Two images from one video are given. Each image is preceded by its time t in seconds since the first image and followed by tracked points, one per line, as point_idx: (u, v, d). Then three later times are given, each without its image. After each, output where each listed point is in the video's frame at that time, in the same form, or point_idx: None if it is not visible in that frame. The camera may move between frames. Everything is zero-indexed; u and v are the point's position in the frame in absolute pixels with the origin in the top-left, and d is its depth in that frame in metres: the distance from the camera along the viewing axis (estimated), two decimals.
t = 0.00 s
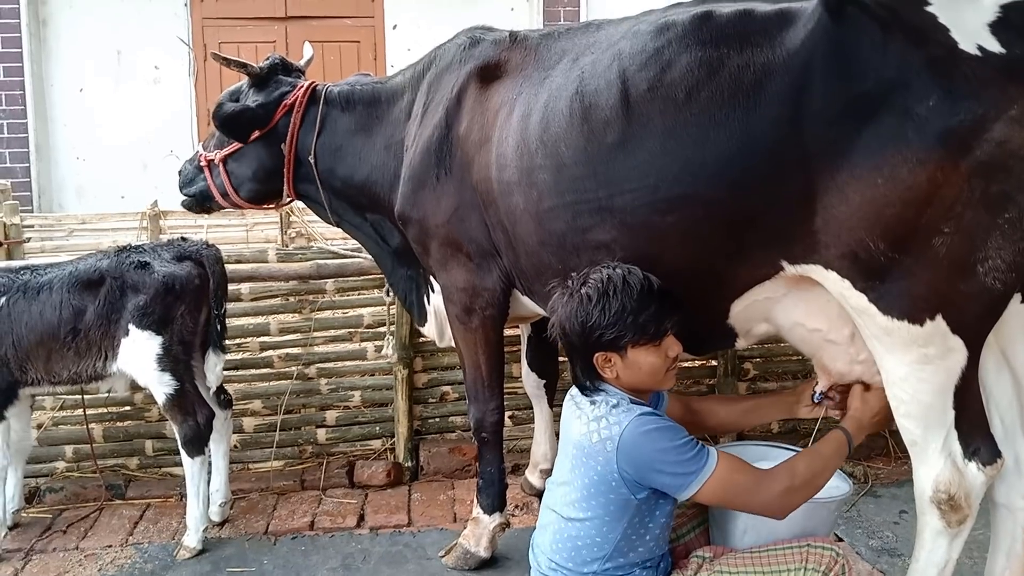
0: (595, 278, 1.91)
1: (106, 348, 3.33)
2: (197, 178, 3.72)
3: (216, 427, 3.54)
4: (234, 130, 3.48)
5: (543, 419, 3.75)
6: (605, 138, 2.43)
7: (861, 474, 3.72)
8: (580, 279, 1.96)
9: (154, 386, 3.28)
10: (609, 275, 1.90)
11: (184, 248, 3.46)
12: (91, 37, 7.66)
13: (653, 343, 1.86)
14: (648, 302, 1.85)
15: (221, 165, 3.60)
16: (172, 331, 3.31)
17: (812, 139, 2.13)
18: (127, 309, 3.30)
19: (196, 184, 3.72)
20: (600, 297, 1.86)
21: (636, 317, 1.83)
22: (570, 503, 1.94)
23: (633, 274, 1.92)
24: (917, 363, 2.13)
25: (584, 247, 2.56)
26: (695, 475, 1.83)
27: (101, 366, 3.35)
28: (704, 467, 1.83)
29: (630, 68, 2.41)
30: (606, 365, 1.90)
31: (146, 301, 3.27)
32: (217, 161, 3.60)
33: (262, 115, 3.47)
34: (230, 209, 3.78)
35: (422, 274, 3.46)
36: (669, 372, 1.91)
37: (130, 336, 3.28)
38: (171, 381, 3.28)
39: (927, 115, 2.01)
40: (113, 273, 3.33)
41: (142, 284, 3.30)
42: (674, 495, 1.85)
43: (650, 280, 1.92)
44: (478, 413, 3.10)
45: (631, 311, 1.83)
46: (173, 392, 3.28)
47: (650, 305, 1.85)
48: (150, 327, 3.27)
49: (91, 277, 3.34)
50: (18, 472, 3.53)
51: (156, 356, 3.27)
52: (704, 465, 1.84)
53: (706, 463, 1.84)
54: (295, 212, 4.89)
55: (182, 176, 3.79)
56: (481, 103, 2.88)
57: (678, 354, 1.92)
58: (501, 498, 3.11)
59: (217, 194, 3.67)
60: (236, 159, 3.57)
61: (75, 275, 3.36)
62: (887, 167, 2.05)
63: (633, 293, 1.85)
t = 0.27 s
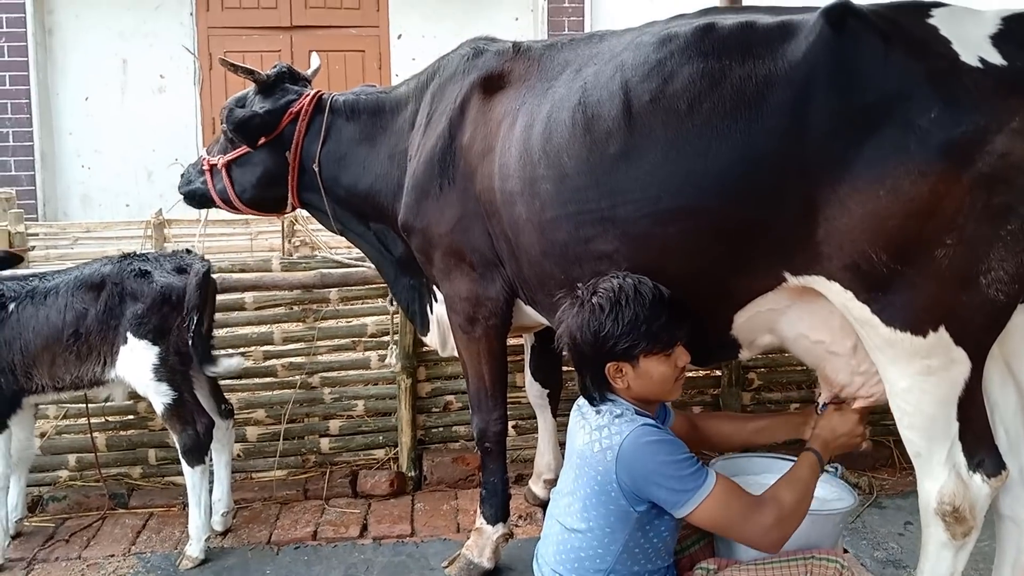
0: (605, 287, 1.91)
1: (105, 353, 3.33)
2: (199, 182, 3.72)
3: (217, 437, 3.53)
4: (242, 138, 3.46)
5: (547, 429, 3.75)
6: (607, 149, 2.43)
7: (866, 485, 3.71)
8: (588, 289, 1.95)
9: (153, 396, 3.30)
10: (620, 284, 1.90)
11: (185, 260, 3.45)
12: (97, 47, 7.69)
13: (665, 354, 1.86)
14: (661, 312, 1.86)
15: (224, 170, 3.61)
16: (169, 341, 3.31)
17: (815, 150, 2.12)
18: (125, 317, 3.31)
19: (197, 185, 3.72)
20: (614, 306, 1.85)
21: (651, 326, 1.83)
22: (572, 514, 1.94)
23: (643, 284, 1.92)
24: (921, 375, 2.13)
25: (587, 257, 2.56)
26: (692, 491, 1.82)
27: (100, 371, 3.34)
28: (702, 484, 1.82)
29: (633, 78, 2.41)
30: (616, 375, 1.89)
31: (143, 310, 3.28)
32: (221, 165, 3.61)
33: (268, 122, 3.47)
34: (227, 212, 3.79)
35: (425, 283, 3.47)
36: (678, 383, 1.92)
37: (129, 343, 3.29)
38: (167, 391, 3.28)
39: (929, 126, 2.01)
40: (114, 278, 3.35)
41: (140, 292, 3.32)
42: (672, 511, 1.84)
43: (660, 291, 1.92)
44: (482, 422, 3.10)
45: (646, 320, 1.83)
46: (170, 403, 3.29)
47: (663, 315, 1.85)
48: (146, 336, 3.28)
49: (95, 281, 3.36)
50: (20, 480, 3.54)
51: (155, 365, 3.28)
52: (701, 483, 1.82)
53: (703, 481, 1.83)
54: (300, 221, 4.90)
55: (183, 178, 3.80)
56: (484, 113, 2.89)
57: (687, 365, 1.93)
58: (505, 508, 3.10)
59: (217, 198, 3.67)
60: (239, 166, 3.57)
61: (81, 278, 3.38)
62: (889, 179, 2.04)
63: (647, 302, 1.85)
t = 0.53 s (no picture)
0: (618, 294, 1.92)
1: (118, 359, 3.35)
2: (206, 189, 3.73)
3: (226, 442, 3.54)
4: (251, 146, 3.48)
5: (552, 437, 3.74)
6: (612, 157, 2.44)
7: (871, 494, 3.70)
8: (599, 297, 1.95)
9: (165, 402, 3.30)
10: (635, 291, 1.92)
11: (198, 266, 3.47)
12: (105, 54, 7.73)
13: (680, 359, 1.89)
14: (676, 318, 1.89)
15: (231, 178, 3.63)
16: (184, 346, 3.33)
17: (819, 159, 2.13)
18: (139, 322, 3.32)
19: (204, 193, 3.74)
20: (633, 311, 1.86)
21: (670, 331, 1.85)
22: (576, 522, 1.94)
23: (654, 292, 1.95)
24: (926, 384, 2.13)
25: (591, 265, 2.56)
26: (692, 500, 1.81)
27: (113, 377, 3.37)
28: (702, 493, 1.81)
29: (638, 87, 2.42)
30: (633, 382, 1.89)
31: (157, 316, 3.29)
32: (228, 173, 3.63)
33: (274, 130, 3.49)
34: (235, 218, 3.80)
35: (431, 290, 3.48)
36: (688, 390, 1.95)
37: (142, 349, 3.30)
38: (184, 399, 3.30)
39: (934, 135, 2.01)
40: (127, 285, 3.37)
41: (155, 298, 3.32)
42: (673, 520, 1.83)
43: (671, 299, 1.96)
44: (487, 430, 3.10)
45: (665, 325, 1.85)
46: (183, 408, 3.30)
47: (679, 321, 1.89)
48: (161, 341, 3.29)
49: (107, 287, 3.37)
50: (26, 486, 3.53)
51: (168, 371, 3.29)
52: (700, 493, 1.81)
53: (703, 490, 1.82)
54: (306, 228, 4.92)
55: (189, 184, 3.80)
56: (489, 121, 2.90)
57: (695, 373, 1.96)
58: (510, 516, 3.10)
59: (226, 206, 3.69)
60: (246, 173, 3.59)
61: (92, 284, 3.39)
62: (894, 188, 2.05)
63: (664, 308, 1.88)
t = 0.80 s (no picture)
0: (618, 305, 1.90)
1: (126, 366, 3.36)
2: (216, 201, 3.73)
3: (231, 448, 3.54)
4: (256, 154, 3.50)
5: (559, 444, 3.74)
6: (620, 164, 2.44)
7: (879, 504, 3.68)
8: (599, 308, 1.93)
9: (172, 407, 3.30)
10: (634, 301, 1.91)
11: (205, 272, 3.49)
12: (113, 62, 7.77)
13: (682, 369, 1.90)
14: (676, 327, 1.89)
15: (240, 188, 3.63)
16: (192, 351, 3.34)
17: (827, 167, 2.13)
18: (147, 329, 3.33)
19: (214, 206, 3.74)
20: (635, 323, 1.85)
21: (673, 342, 1.86)
22: (590, 534, 1.92)
23: (654, 301, 1.94)
24: (935, 393, 2.12)
25: (599, 273, 2.56)
26: (719, 493, 1.83)
27: (120, 385, 3.37)
28: (727, 486, 1.84)
29: (646, 95, 2.42)
30: (636, 394, 1.89)
31: (165, 322, 3.31)
32: (236, 183, 3.63)
33: (280, 138, 3.51)
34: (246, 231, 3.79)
35: (437, 297, 3.48)
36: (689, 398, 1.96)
37: (150, 356, 3.31)
38: (189, 403, 3.29)
39: (942, 144, 2.01)
40: (134, 293, 3.36)
41: (162, 304, 3.33)
42: (699, 517, 1.85)
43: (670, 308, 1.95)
44: (493, 437, 3.09)
45: (666, 336, 1.85)
46: (190, 412, 3.29)
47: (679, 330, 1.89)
48: (169, 347, 3.30)
49: (114, 295, 3.38)
50: (32, 494, 3.56)
51: (177, 375, 3.29)
52: (726, 483, 1.85)
53: (728, 482, 1.85)
54: (313, 235, 4.92)
55: (199, 198, 3.81)
56: (497, 129, 2.90)
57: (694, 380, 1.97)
58: (516, 524, 3.09)
59: (236, 217, 3.69)
60: (253, 182, 3.59)
61: (98, 293, 3.40)
62: (903, 196, 2.04)
63: (665, 319, 1.88)
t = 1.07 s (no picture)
0: (613, 313, 1.91)
1: (131, 370, 3.36)
2: (220, 201, 3.74)
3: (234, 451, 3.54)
4: (259, 155, 3.50)
5: (562, 450, 3.73)
6: (627, 170, 2.44)
7: (883, 512, 3.67)
8: (593, 316, 1.94)
9: (177, 410, 3.30)
10: (628, 309, 1.92)
11: (210, 275, 3.49)
12: (120, 65, 7.80)
13: (678, 374, 1.90)
14: (671, 332, 1.90)
15: (244, 189, 3.63)
16: (197, 353, 3.36)
17: (836, 173, 2.13)
18: (152, 332, 3.33)
19: (217, 203, 3.75)
20: (629, 330, 1.86)
21: (668, 348, 1.86)
22: (600, 543, 1.89)
23: (649, 307, 1.95)
24: (941, 401, 2.11)
25: (605, 278, 2.56)
26: (730, 488, 1.85)
27: (125, 388, 3.37)
28: (736, 480, 1.87)
29: (654, 101, 2.42)
30: (633, 402, 1.90)
31: (171, 325, 3.31)
32: (241, 184, 3.64)
33: (285, 140, 3.52)
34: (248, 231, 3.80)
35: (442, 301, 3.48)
36: (686, 403, 1.97)
37: (155, 358, 3.31)
38: (193, 406, 3.30)
39: (950, 151, 2.01)
40: (140, 295, 3.37)
41: (168, 307, 3.34)
42: (710, 515, 1.86)
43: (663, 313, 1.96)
44: (497, 442, 3.09)
45: (660, 342, 1.86)
46: (194, 417, 3.30)
47: (674, 335, 1.90)
48: (174, 351, 3.30)
49: (119, 298, 3.38)
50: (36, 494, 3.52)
51: (179, 381, 3.29)
52: (735, 478, 1.87)
53: (737, 478, 1.87)
54: (318, 239, 4.93)
55: (203, 196, 3.84)
56: (504, 134, 2.91)
57: (692, 384, 1.98)
58: (519, 529, 3.08)
59: (237, 217, 3.70)
60: (258, 184, 3.59)
61: (103, 296, 3.41)
62: (911, 203, 2.04)
63: (658, 325, 1.88)
